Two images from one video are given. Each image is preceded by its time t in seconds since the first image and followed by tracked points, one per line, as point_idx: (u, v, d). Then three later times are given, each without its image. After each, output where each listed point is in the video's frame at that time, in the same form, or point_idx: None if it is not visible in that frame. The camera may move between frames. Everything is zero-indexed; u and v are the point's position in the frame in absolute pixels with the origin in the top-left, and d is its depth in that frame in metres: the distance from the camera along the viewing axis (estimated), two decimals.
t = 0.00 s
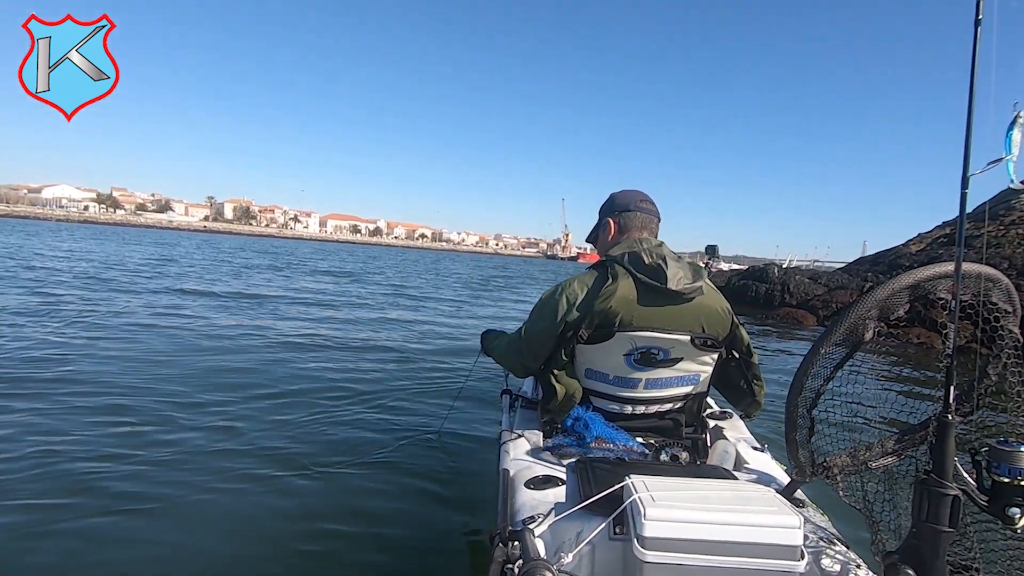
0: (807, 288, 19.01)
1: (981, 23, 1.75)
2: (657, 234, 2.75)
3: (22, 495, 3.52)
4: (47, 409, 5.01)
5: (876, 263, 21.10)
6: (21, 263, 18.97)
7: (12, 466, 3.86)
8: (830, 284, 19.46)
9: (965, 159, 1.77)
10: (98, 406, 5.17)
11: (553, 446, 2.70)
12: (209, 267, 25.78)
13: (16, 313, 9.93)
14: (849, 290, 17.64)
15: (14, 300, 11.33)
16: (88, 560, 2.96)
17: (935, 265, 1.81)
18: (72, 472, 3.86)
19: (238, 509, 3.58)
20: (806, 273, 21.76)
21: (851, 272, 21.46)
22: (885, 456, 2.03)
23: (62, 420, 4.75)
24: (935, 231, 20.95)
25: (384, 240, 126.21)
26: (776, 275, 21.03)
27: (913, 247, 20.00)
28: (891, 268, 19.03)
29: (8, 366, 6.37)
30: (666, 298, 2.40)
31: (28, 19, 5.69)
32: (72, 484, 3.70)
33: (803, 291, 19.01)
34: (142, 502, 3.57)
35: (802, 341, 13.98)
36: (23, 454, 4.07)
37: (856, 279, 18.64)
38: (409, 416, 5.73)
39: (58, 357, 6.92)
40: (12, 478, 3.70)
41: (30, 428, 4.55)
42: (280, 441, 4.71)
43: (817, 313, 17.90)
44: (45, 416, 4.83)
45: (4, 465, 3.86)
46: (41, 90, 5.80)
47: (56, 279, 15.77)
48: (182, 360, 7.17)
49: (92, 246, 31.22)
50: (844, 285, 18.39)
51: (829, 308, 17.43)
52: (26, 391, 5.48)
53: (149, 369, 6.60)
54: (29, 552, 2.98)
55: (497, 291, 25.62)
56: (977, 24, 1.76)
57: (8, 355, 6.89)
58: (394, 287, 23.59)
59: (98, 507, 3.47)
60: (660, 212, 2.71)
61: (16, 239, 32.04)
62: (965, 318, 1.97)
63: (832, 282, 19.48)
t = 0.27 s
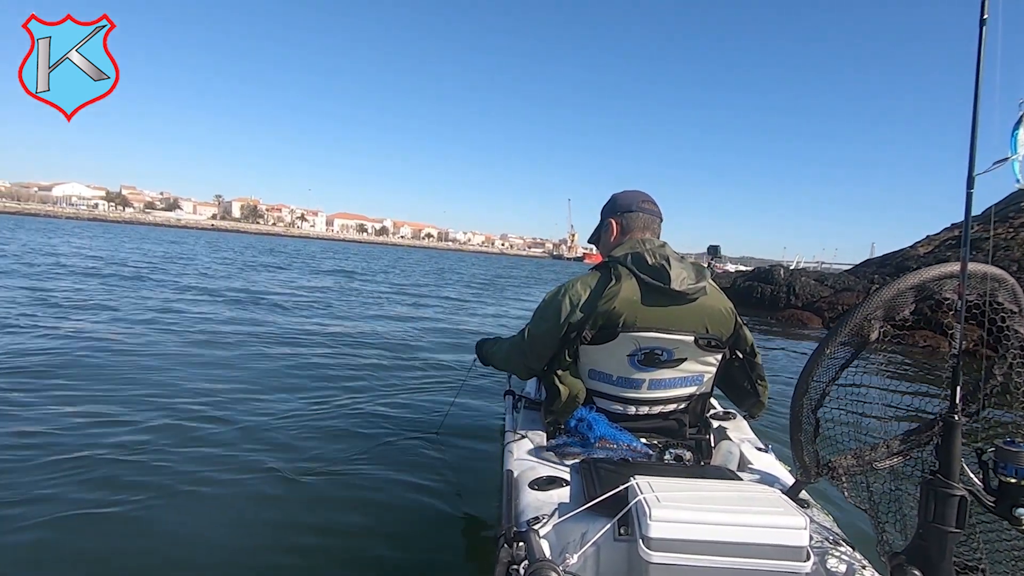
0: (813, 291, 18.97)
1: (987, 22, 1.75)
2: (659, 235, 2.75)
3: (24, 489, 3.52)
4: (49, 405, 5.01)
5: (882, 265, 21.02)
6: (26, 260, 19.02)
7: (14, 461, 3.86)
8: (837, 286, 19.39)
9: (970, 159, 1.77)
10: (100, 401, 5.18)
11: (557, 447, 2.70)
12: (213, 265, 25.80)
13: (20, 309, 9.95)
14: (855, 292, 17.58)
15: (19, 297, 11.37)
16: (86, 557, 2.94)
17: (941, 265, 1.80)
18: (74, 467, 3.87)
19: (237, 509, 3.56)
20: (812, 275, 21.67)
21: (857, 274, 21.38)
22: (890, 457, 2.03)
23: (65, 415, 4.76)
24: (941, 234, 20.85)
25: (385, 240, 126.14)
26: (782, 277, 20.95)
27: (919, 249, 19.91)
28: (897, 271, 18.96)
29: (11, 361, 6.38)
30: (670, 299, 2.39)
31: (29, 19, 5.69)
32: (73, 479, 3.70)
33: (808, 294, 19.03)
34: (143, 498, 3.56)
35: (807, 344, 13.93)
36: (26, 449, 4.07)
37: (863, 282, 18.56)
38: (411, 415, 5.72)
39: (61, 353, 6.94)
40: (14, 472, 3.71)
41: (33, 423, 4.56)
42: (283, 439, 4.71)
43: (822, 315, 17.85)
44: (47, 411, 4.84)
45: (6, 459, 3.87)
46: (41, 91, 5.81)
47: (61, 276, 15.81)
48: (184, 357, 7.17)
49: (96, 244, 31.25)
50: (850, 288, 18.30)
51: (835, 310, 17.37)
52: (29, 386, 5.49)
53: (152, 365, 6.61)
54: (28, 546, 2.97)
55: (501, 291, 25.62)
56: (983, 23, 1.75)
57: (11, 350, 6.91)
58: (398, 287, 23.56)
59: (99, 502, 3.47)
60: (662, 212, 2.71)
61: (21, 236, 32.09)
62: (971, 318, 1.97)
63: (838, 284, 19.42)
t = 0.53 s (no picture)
0: (817, 292, 18.91)
1: (983, 26, 1.75)
2: (654, 236, 2.75)
3: (20, 485, 3.53)
4: (48, 401, 5.02)
5: (886, 267, 20.95)
6: (29, 257, 19.04)
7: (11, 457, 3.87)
8: (840, 287, 19.33)
9: (965, 163, 1.77)
10: (99, 398, 5.18)
11: (552, 447, 2.70)
12: (215, 263, 25.80)
13: (20, 306, 9.97)
14: (859, 294, 17.52)
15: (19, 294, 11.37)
16: (75, 556, 2.91)
17: (936, 269, 1.80)
18: (71, 463, 3.87)
19: (230, 507, 3.53)
20: (816, 276, 21.62)
21: (859, 275, 21.33)
22: (885, 460, 2.04)
23: (63, 412, 4.77)
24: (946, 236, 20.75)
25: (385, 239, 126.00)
26: (786, 279, 21.17)
27: (924, 251, 19.82)
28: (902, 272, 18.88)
29: (10, 357, 6.39)
30: (666, 300, 2.39)
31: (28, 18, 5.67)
32: (69, 475, 3.70)
33: (812, 295, 19.01)
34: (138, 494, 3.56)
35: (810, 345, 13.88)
36: (23, 446, 4.08)
37: (867, 284, 18.49)
38: (409, 414, 5.72)
39: (61, 349, 6.95)
40: (10, 468, 3.71)
41: (31, 419, 4.57)
42: (281, 436, 4.71)
43: (825, 317, 17.80)
44: (46, 407, 4.84)
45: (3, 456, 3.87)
46: (41, 90, 5.80)
47: (63, 272, 15.82)
48: (183, 354, 7.18)
49: (99, 241, 31.26)
50: (853, 289, 18.25)
51: (838, 312, 17.31)
52: (27, 383, 5.50)
53: (151, 362, 6.62)
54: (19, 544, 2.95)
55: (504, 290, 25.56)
56: (979, 28, 1.75)
57: (10, 347, 6.91)
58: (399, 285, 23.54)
59: (94, 499, 3.46)
60: (656, 214, 2.71)
61: (23, 232, 32.08)
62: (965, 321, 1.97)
63: (842, 285, 19.35)
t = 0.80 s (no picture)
0: (822, 293, 18.86)
1: (986, 31, 1.75)
2: (655, 236, 2.75)
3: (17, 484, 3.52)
4: (47, 399, 5.01)
5: (891, 268, 20.88)
6: (31, 256, 19.01)
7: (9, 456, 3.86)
8: (846, 288, 19.28)
9: (967, 167, 1.77)
10: (98, 396, 5.18)
11: (551, 447, 2.70)
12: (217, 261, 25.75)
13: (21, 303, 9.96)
14: (865, 295, 17.46)
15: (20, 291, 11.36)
16: (67, 558, 2.89)
17: (936, 272, 1.80)
18: (69, 462, 3.87)
19: (225, 508, 3.52)
20: (821, 277, 21.57)
21: (865, 276, 21.31)
22: (882, 462, 2.04)
23: (61, 410, 4.76)
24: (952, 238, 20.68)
25: (386, 236, 125.79)
26: (792, 279, 21.30)
27: (930, 252, 19.75)
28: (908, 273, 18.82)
29: (10, 356, 6.39)
30: (666, 300, 2.40)
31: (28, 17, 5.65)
32: (66, 474, 3.70)
33: (817, 296, 19.00)
34: (134, 493, 3.56)
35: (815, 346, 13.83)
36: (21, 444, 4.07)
37: (873, 285, 18.43)
38: (409, 413, 5.72)
39: (61, 348, 6.95)
40: (10, 466, 3.72)
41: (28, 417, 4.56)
42: (280, 434, 4.71)
43: (830, 318, 17.76)
44: (44, 406, 4.84)
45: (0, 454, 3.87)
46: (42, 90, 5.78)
47: (65, 270, 15.82)
48: (183, 352, 7.17)
49: (103, 240, 31.28)
50: (860, 290, 18.15)
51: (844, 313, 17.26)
52: (26, 381, 5.49)
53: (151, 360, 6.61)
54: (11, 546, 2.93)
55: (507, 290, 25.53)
56: (983, 32, 1.76)
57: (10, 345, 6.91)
58: (402, 283, 23.50)
59: (91, 498, 3.46)
60: (658, 214, 2.71)
61: (25, 230, 32.05)
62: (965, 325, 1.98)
63: (848, 286, 19.29)
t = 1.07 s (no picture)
0: (829, 293, 18.79)
1: (983, 35, 1.75)
2: (652, 236, 2.75)
3: (12, 488, 3.55)
4: (46, 405, 5.04)
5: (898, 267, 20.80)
6: (38, 260, 19.11)
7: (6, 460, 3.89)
8: (853, 287, 19.21)
9: (962, 172, 1.77)
10: (97, 402, 5.20)
11: (545, 446, 2.71)
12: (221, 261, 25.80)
13: (23, 305, 10.00)
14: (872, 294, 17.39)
15: (23, 293, 11.41)
16: (58, 560, 2.90)
17: (928, 276, 1.81)
18: (65, 466, 3.89)
19: (218, 508, 3.53)
20: (828, 276, 21.47)
21: (873, 275, 21.23)
22: (874, 465, 2.05)
23: (60, 416, 4.79)
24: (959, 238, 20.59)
25: (389, 234, 125.72)
26: (798, 279, 21.28)
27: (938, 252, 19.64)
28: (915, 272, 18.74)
29: (12, 360, 6.42)
30: (661, 300, 2.40)
31: (28, 18, 5.67)
32: (61, 477, 3.72)
33: (823, 295, 18.97)
34: (128, 495, 3.58)
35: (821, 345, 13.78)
36: (19, 449, 4.10)
37: (880, 284, 18.35)
38: (408, 413, 5.73)
39: (63, 352, 6.98)
40: (8, 471, 3.74)
41: (27, 423, 4.59)
42: (277, 436, 4.73)
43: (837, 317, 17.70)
44: (43, 412, 4.87)
45: None
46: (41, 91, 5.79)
47: (70, 272, 15.88)
48: (183, 356, 7.20)
49: (109, 242, 31.45)
50: (867, 289, 18.06)
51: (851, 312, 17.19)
52: (25, 386, 5.52)
53: (150, 364, 6.64)
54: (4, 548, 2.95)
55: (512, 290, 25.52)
56: (980, 36, 1.75)
57: (10, 348, 6.95)
58: (407, 282, 23.49)
59: (85, 501, 3.48)
60: (655, 214, 2.71)
61: (31, 232, 32.21)
62: (958, 328, 1.98)
63: (855, 285, 19.20)
